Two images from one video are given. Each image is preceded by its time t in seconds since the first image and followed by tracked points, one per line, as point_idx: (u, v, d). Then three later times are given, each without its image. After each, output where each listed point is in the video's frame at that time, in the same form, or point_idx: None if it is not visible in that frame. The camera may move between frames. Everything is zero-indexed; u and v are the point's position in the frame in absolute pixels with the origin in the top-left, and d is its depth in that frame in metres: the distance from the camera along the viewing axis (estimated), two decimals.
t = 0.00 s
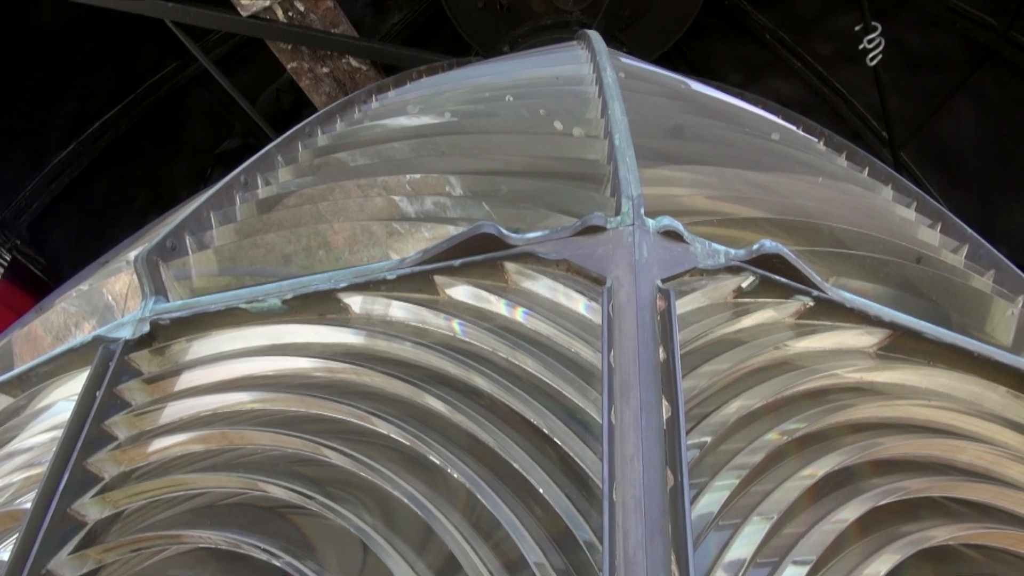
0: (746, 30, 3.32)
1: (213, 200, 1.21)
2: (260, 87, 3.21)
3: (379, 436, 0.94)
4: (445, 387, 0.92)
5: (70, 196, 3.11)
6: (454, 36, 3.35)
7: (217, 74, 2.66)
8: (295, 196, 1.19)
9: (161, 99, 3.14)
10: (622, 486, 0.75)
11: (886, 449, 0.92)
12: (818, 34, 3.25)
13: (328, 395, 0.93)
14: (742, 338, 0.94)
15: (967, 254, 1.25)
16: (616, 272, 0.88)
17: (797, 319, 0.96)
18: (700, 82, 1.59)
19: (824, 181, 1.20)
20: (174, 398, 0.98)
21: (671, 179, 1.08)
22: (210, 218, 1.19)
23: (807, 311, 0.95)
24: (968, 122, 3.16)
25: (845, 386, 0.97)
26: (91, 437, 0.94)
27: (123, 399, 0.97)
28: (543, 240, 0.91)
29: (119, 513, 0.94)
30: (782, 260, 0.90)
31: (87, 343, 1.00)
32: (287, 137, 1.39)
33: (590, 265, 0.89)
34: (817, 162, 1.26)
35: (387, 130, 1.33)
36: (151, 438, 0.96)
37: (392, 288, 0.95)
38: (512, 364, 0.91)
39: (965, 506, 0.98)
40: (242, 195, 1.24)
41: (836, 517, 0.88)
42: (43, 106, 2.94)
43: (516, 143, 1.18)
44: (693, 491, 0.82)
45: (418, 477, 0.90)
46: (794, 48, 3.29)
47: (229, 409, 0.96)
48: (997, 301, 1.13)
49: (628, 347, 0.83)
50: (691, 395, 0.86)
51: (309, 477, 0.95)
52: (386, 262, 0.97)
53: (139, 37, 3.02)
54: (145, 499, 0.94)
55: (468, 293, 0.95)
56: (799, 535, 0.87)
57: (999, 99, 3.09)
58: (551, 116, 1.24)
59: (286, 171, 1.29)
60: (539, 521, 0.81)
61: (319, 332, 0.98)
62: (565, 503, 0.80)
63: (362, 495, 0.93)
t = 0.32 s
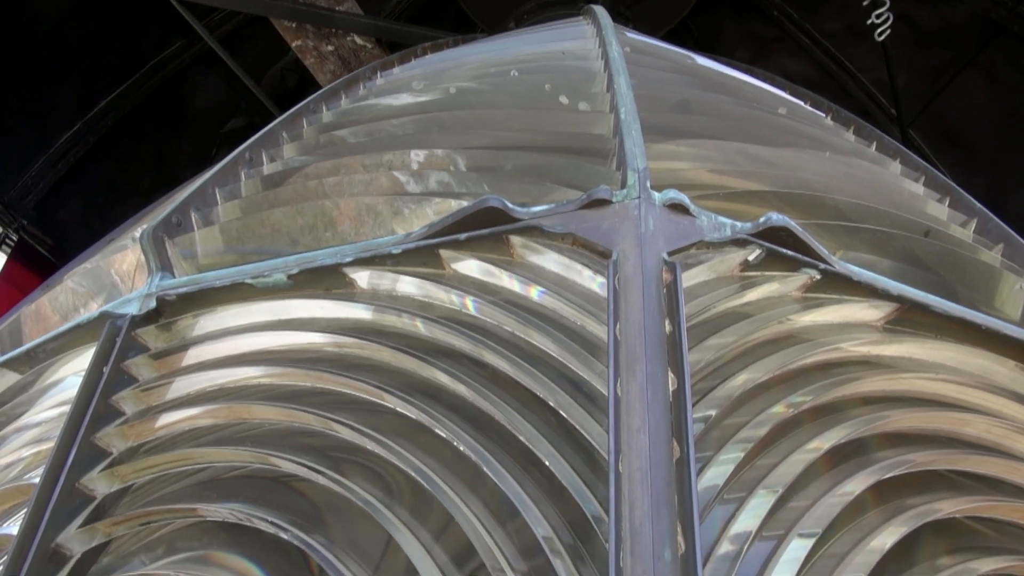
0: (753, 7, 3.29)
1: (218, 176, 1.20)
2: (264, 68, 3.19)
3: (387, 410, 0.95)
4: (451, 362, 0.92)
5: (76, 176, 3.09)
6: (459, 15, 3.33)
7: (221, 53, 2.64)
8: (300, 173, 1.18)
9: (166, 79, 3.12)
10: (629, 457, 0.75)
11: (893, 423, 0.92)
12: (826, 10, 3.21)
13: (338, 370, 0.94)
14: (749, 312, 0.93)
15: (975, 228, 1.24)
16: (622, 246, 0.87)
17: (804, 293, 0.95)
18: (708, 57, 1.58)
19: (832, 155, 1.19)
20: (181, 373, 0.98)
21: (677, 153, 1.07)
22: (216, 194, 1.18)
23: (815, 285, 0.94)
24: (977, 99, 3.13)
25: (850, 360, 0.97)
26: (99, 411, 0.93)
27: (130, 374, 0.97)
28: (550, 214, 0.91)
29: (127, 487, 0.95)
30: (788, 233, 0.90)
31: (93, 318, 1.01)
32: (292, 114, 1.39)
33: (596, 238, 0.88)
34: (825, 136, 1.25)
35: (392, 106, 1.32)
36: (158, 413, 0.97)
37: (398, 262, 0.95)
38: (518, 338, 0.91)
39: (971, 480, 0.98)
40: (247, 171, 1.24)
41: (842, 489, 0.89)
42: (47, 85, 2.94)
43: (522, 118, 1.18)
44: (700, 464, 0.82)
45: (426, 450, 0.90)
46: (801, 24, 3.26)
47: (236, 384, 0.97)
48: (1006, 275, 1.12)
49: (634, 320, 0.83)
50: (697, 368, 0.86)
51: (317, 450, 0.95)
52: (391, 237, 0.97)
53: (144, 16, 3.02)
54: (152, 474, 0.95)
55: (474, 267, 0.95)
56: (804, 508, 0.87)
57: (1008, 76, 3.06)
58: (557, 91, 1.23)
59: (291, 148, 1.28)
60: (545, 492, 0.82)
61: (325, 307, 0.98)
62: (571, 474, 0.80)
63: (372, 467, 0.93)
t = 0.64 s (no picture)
0: None
1: (223, 152, 1.20)
2: (268, 48, 3.18)
3: (394, 384, 0.95)
4: (457, 336, 0.92)
5: (81, 158, 3.07)
6: None
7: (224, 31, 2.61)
8: (304, 148, 1.17)
9: (171, 58, 3.13)
10: (635, 429, 0.75)
11: (899, 396, 0.92)
12: None
13: (346, 344, 0.94)
14: (755, 285, 0.93)
15: (985, 201, 1.23)
16: (628, 218, 0.87)
17: (812, 266, 0.95)
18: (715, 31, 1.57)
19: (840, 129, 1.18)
20: (188, 348, 0.98)
21: (684, 127, 1.07)
22: (221, 170, 1.18)
23: (822, 258, 0.93)
24: (988, 74, 3.10)
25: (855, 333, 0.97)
26: (105, 385, 0.94)
27: (136, 349, 0.98)
28: (555, 187, 0.89)
29: (135, 461, 0.95)
30: (795, 205, 0.89)
31: (99, 295, 1.01)
32: (296, 91, 1.38)
33: (601, 210, 0.88)
34: (833, 109, 1.24)
35: (397, 82, 1.32)
36: (164, 387, 0.97)
37: (403, 237, 0.94)
38: (522, 311, 0.91)
39: (977, 453, 0.98)
40: (252, 147, 1.23)
41: (850, 461, 0.89)
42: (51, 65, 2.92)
43: (527, 93, 1.17)
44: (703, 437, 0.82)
45: (434, 422, 0.91)
46: None
47: (243, 359, 0.97)
48: (1016, 248, 1.11)
49: (640, 292, 0.82)
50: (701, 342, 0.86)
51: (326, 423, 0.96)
52: (396, 212, 0.96)
53: None
54: (160, 447, 0.95)
55: (479, 240, 0.94)
56: (809, 481, 0.87)
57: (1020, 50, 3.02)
58: (562, 65, 1.23)
59: (295, 124, 1.28)
60: (551, 463, 0.82)
61: (330, 282, 0.98)
62: (577, 446, 0.80)
63: (380, 444, 0.94)
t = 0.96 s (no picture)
0: None
1: (226, 127, 1.19)
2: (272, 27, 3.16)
3: (402, 359, 0.96)
4: (463, 309, 0.92)
5: (87, 138, 3.08)
6: None
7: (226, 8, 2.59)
8: (309, 122, 1.17)
9: (172, 37, 3.09)
10: (640, 399, 0.75)
11: (907, 368, 0.92)
12: None
13: (353, 317, 0.94)
14: (762, 257, 0.92)
15: (997, 174, 1.20)
16: (633, 189, 0.86)
17: (819, 238, 0.94)
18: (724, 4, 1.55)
19: (849, 101, 1.17)
20: (194, 322, 0.98)
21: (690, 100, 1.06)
22: (224, 145, 1.17)
23: (830, 230, 0.93)
24: (1002, 48, 3.05)
25: (860, 306, 0.97)
26: (112, 359, 0.94)
27: (142, 324, 0.98)
28: (560, 159, 0.89)
29: (142, 434, 0.96)
30: (803, 176, 0.88)
31: (105, 270, 1.01)
32: (300, 66, 1.38)
33: (607, 182, 0.87)
34: (843, 81, 1.23)
35: (402, 56, 1.31)
36: (171, 361, 0.97)
37: (407, 210, 0.93)
38: (525, 282, 0.91)
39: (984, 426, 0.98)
40: (256, 122, 1.23)
41: (852, 435, 0.90)
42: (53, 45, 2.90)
43: (533, 66, 1.16)
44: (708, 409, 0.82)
45: (441, 395, 0.92)
46: None
47: (250, 332, 0.97)
48: None
49: (645, 264, 0.82)
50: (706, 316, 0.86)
51: (337, 397, 0.98)
52: (401, 185, 0.96)
53: None
54: (168, 420, 0.95)
55: (484, 213, 0.94)
56: (815, 454, 0.88)
57: None
58: (569, 37, 1.23)
59: (300, 99, 1.27)
60: (556, 434, 0.83)
61: (336, 256, 0.98)
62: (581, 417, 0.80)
63: (388, 420, 0.96)
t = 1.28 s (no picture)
0: None
1: (229, 102, 1.18)
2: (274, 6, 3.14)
3: (407, 332, 0.97)
4: (467, 282, 0.92)
5: (89, 116, 3.06)
6: None
7: None
8: (310, 96, 1.16)
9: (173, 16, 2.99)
10: (645, 369, 0.75)
11: (911, 340, 0.91)
12: None
13: (358, 291, 0.94)
14: (767, 229, 0.92)
15: (1006, 146, 1.19)
16: (639, 159, 0.86)
17: (825, 210, 0.93)
18: None
19: (855, 73, 1.16)
20: (199, 296, 0.99)
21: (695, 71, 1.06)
22: (227, 120, 1.16)
23: (837, 202, 0.91)
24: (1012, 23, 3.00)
25: (863, 279, 0.97)
26: (116, 334, 0.94)
27: (147, 299, 0.98)
28: (564, 129, 0.88)
29: (147, 407, 0.96)
30: (810, 147, 0.87)
31: (108, 245, 1.01)
32: (303, 40, 1.37)
33: (612, 153, 0.86)
34: (849, 53, 1.22)
35: (405, 30, 1.30)
36: (176, 335, 0.97)
37: (412, 182, 0.92)
38: (529, 254, 0.91)
39: (990, 399, 0.98)
40: (258, 96, 1.22)
41: (857, 406, 0.90)
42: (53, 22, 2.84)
43: (536, 39, 1.16)
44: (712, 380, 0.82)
45: (446, 368, 0.92)
46: None
47: (253, 306, 0.97)
48: None
49: (650, 234, 0.81)
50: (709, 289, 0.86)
51: (344, 371, 0.98)
52: (405, 157, 0.95)
53: None
54: (174, 393, 0.95)
55: (488, 184, 0.93)
56: (818, 427, 0.89)
57: None
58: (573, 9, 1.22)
59: (303, 74, 1.27)
60: (561, 406, 0.84)
61: (338, 229, 0.98)
62: (586, 388, 0.80)
63: (393, 394, 0.96)
